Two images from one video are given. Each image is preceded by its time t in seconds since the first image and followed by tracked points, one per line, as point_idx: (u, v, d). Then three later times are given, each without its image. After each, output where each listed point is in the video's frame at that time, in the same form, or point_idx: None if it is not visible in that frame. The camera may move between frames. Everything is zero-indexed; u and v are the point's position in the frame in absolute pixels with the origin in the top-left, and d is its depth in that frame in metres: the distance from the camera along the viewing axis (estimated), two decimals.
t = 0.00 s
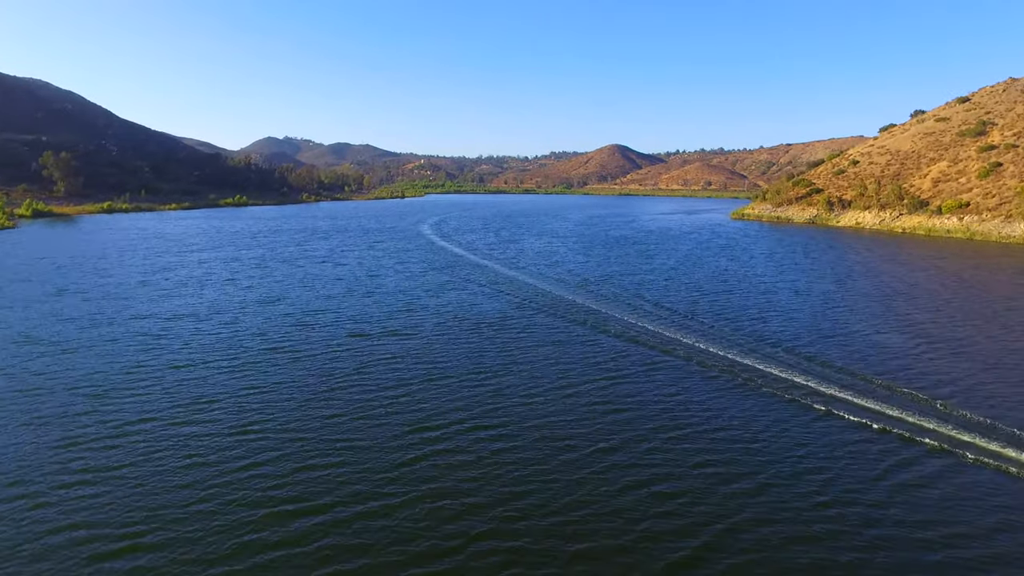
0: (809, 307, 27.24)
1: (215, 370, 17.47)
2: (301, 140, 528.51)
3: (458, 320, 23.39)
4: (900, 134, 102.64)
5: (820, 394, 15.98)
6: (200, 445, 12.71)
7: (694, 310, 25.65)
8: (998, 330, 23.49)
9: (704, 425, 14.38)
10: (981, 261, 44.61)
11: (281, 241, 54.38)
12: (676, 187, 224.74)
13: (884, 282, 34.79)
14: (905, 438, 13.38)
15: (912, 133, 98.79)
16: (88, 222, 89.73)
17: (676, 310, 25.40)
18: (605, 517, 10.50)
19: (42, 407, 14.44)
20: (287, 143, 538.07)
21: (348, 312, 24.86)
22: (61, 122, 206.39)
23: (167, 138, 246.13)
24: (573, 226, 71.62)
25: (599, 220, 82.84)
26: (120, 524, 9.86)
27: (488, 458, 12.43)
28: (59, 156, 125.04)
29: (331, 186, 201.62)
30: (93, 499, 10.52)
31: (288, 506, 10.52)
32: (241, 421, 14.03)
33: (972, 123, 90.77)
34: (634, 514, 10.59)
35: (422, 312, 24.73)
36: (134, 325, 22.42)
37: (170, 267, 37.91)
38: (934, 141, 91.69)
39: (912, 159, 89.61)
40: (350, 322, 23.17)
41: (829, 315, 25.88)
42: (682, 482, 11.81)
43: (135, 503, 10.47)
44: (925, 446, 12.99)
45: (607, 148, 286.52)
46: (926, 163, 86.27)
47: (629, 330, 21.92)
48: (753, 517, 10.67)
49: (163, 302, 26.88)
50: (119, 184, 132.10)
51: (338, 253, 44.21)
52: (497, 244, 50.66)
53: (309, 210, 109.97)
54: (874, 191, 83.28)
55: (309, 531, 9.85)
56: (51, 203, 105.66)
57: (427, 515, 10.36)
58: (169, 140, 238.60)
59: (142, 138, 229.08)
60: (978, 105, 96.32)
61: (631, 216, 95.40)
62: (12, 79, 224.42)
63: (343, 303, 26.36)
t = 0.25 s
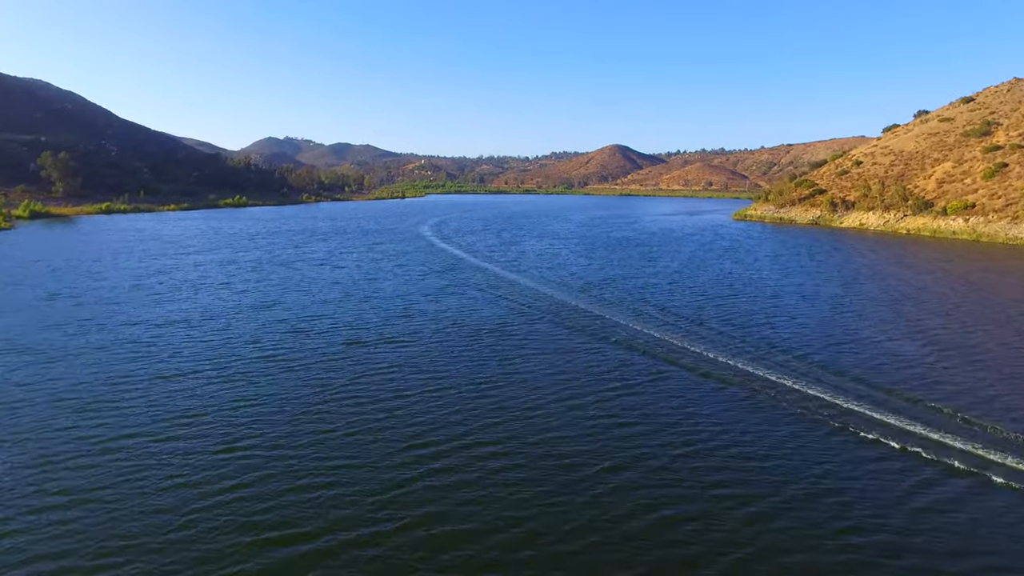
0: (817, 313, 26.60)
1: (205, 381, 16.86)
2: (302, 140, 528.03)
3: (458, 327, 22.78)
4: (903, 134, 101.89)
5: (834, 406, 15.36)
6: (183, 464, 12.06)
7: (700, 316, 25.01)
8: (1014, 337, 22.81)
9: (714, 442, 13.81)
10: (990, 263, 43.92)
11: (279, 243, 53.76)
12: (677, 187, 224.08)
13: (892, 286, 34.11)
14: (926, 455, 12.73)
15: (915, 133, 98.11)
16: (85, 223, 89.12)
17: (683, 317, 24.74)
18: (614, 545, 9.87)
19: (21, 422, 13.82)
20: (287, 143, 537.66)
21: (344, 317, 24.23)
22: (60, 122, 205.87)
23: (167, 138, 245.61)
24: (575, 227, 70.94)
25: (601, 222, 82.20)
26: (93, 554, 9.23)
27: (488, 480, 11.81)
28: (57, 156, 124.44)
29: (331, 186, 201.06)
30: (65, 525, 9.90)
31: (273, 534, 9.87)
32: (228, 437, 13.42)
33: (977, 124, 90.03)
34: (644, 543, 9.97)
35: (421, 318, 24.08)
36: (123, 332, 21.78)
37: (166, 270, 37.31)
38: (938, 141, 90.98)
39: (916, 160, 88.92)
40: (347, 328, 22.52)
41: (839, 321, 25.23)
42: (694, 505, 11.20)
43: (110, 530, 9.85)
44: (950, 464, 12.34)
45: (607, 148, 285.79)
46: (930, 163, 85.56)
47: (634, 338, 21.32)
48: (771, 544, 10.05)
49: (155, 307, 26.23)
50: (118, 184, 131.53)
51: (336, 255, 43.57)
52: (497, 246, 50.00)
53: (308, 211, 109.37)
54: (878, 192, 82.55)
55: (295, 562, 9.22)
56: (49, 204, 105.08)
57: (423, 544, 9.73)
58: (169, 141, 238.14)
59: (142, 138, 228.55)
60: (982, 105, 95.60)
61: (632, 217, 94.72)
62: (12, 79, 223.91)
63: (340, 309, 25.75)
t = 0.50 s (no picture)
0: (826, 319, 25.93)
1: (193, 392, 16.28)
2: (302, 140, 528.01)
3: (457, 334, 22.14)
4: (907, 134, 101.11)
5: (850, 421, 14.73)
6: (165, 487, 11.51)
7: (706, 322, 24.37)
8: None
9: (724, 461, 13.20)
10: (998, 266, 43.25)
11: (277, 245, 53.14)
12: (678, 187, 223.35)
13: (901, 290, 33.42)
14: (948, 474, 12.10)
15: (919, 134, 97.39)
16: (83, 224, 88.50)
17: (688, 324, 24.09)
18: None
19: None
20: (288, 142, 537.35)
21: (341, 323, 23.65)
22: (59, 122, 205.24)
23: (167, 138, 245.08)
24: (576, 228, 70.23)
25: (602, 223, 81.57)
26: None
27: (487, 503, 11.27)
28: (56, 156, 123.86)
29: (332, 186, 200.40)
30: (35, 559, 9.34)
31: (253, 567, 9.32)
32: (214, 456, 12.85)
33: (981, 123, 89.23)
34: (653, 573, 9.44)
35: (419, 324, 23.48)
36: (112, 339, 21.22)
37: (160, 274, 36.70)
38: (942, 142, 90.26)
39: (920, 160, 88.21)
40: (342, 336, 21.93)
41: (849, 328, 24.56)
42: (705, 531, 10.60)
43: (83, 563, 9.31)
44: (973, 484, 11.71)
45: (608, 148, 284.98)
46: (935, 164, 84.84)
47: (639, 346, 20.70)
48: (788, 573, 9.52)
49: (147, 312, 25.66)
50: (117, 185, 130.92)
51: (334, 258, 42.98)
52: (497, 247, 49.41)
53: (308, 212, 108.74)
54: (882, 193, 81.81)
55: None
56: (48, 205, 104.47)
57: None
58: (169, 141, 237.55)
59: (142, 138, 227.96)
60: (986, 104, 94.86)
61: (634, 218, 94.08)
62: (11, 79, 223.25)
63: (337, 314, 25.13)
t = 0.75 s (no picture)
0: (835, 326, 25.29)
1: (179, 404, 15.67)
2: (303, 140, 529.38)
3: (457, 342, 21.52)
4: (910, 134, 100.39)
5: (867, 436, 14.08)
6: (142, 512, 10.87)
7: (712, 328, 23.75)
8: None
9: (736, 481, 12.57)
10: (1006, 269, 42.55)
11: (274, 247, 52.51)
12: (679, 188, 222.73)
13: (910, 293, 32.74)
14: (975, 496, 11.45)
15: (923, 134, 96.68)
16: (80, 225, 87.77)
17: (694, 330, 23.46)
18: None
19: None
20: (288, 143, 538.24)
21: (337, 330, 23.03)
22: (59, 122, 204.65)
23: (166, 138, 244.37)
24: (577, 230, 69.57)
25: (603, 224, 80.88)
26: None
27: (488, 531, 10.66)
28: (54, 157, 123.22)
29: (331, 187, 199.71)
30: None
31: None
32: (199, 476, 12.26)
33: (986, 124, 88.52)
34: None
35: (417, 331, 22.85)
36: (100, 346, 20.60)
37: (155, 277, 36.09)
38: (946, 142, 89.56)
39: (923, 161, 87.50)
40: (337, 343, 21.31)
41: (859, 335, 23.92)
42: (721, 560, 10.01)
43: None
44: (1002, 508, 11.04)
45: (609, 148, 284.39)
46: (938, 164, 84.14)
47: (644, 355, 20.08)
48: None
49: (138, 318, 25.03)
50: (115, 185, 130.28)
51: (331, 260, 42.34)
52: (497, 250, 48.76)
53: (306, 213, 108.01)
54: (885, 194, 81.14)
55: None
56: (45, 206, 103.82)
57: None
58: (169, 141, 236.98)
59: (142, 138, 227.31)
60: (990, 105, 94.14)
61: (636, 219, 93.33)
62: (10, 79, 222.73)
63: (333, 320, 24.50)
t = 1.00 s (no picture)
0: (844, 333, 24.68)
1: (166, 418, 15.04)
2: (303, 140, 528.44)
3: (456, 349, 20.91)
4: (913, 134, 99.71)
5: (885, 454, 13.50)
6: (119, 539, 10.26)
7: (719, 336, 23.17)
8: None
9: (749, 502, 11.98)
10: (1015, 271, 41.91)
11: (272, 249, 51.89)
12: (679, 188, 222.03)
13: (919, 298, 32.11)
14: (1003, 522, 10.85)
15: (926, 134, 95.99)
16: (77, 226, 87.00)
17: (700, 338, 22.87)
18: None
19: None
20: (288, 143, 537.39)
21: (333, 337, 22.41)
22: (57, 123, 203.82)
23: (165, 138, 243.39)
24: (578, 231, 68.91)
25: (604, 225, 80.21)
26: None
27: (487, 559, 10.06)
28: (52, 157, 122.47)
29: (331, 187, 198.97)
30: None
31: None
32: (181, 497, 11.61)
33: (990, 124, 87.83)
34: None
35: (415, 338, 22.24)
36: (88, 354, 19.97)
37: (149, 280, 35.47)
38: (950, 142, 88.89)
39: (927, 161, 86.83)
40: (332, 352, 20.70)
41: (870, 343, 23.31)
42: None
43: None
44: None
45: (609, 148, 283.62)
46: (942, 165, 83.46)
47: (649, 364, 19.48)
48: None
49: (129, 324, 24.41)
50: (114, 186, 129.50)
51: (329, 263, 41.70)
52: (498, 252, 48.14)
53: (305, 213, 107.24)
54: (889, 194, 80.48)
55: None
56: (42, 207, 103.08)
57: None
58: (168, 142, 236.16)
59: (141, 138, 226.50)
60: (994, 105, 93.45)
61: (637, 219, 92.57)
62: (8, 79, 221.87)
63: (329, 326, 23.89)
